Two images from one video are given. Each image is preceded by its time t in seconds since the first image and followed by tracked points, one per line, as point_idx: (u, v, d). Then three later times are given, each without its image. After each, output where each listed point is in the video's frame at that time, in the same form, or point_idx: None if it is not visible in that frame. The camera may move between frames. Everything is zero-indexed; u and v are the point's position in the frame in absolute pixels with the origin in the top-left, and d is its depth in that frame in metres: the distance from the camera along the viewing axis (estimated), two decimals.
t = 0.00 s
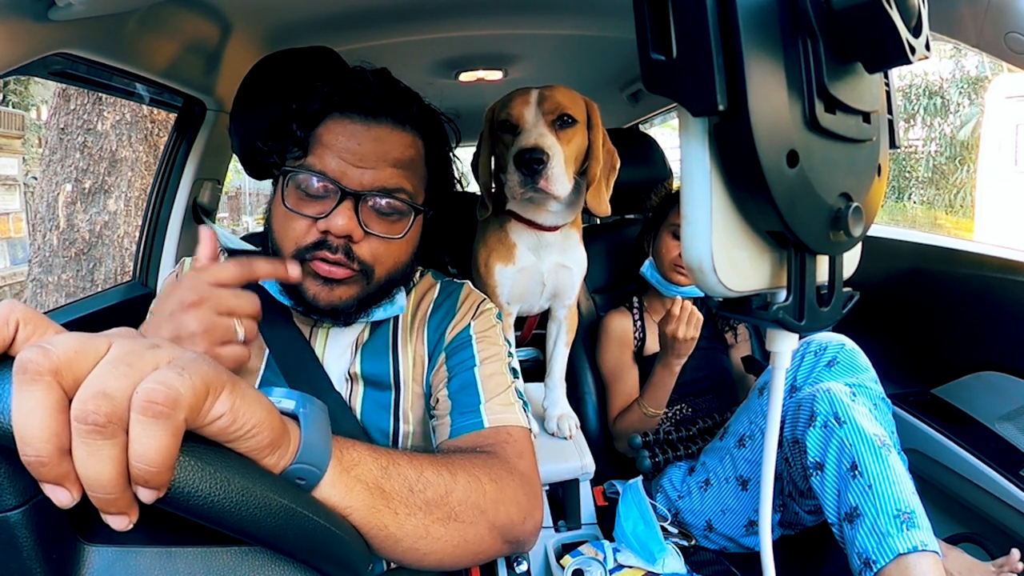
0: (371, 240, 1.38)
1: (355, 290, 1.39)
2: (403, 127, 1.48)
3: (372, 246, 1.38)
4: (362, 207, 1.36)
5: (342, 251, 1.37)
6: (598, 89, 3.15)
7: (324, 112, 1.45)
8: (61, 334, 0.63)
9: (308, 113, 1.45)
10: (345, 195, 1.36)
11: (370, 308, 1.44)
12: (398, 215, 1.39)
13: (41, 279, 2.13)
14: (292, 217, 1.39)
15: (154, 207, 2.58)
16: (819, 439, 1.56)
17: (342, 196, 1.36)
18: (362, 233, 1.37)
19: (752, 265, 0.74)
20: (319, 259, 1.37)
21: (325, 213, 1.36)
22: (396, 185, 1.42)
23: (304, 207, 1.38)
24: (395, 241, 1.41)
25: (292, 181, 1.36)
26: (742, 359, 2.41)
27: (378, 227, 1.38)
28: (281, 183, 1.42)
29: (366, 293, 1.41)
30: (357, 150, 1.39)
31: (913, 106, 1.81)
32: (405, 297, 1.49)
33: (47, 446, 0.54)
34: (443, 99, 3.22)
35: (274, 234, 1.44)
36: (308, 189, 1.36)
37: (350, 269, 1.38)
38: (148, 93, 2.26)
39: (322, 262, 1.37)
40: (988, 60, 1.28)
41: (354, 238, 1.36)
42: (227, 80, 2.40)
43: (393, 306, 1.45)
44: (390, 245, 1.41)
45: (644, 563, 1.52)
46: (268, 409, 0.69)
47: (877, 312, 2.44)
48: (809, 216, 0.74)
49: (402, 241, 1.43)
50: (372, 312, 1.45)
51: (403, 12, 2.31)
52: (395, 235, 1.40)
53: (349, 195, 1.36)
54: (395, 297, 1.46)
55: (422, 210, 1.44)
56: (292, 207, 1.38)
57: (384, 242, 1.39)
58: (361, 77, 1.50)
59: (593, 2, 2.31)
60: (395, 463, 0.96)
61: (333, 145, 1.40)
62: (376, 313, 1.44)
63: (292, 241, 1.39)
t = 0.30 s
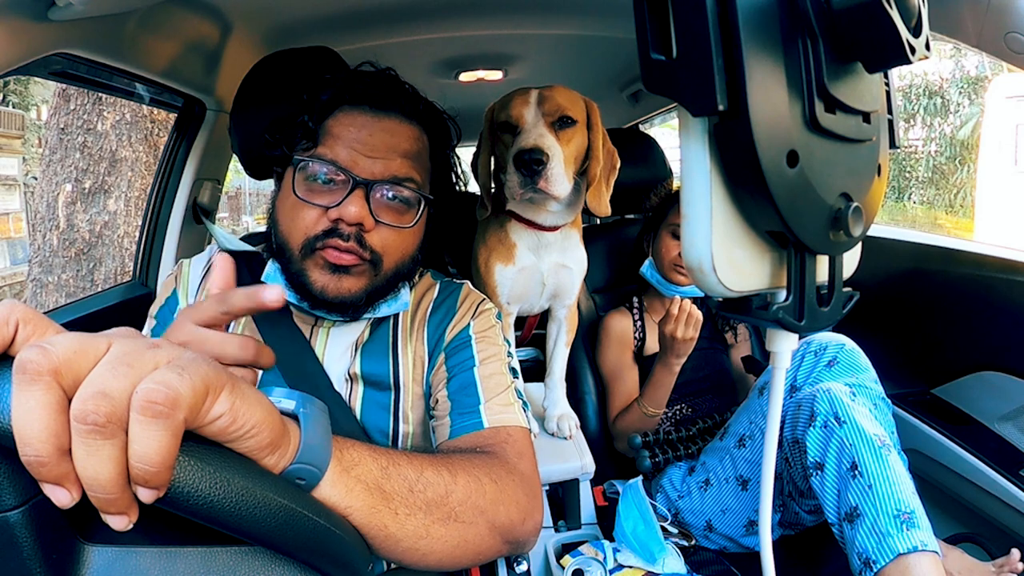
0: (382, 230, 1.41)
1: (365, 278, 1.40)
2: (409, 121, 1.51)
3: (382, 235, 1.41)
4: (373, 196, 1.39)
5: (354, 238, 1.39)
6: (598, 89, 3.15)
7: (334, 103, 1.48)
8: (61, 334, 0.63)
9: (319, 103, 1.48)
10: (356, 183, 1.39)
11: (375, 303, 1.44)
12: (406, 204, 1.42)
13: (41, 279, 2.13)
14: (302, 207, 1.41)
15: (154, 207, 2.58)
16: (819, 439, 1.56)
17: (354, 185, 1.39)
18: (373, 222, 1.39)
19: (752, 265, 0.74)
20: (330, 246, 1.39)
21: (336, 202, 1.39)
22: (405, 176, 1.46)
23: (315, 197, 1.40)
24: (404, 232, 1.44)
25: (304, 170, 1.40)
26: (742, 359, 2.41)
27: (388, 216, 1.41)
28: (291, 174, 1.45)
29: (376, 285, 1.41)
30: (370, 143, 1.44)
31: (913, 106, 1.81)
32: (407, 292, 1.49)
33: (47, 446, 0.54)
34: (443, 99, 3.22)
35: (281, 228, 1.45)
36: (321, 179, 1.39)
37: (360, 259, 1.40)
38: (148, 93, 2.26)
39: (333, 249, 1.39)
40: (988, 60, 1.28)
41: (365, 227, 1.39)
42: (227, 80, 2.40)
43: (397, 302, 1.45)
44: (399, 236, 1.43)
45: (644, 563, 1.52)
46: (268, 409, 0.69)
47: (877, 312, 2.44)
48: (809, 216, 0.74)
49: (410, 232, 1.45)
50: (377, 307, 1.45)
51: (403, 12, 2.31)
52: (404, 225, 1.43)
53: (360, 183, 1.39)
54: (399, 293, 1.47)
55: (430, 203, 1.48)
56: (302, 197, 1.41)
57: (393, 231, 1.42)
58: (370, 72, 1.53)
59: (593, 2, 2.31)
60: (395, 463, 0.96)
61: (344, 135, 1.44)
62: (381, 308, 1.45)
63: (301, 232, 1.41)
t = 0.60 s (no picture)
0: (385, 217, 1.43)
1: (370, 266, 1.42)
2: (413, 117, 1.53)
3: (386, 222, 1.43)
4: (377, 183, 1.42)
5: (358, 225, 1.42)
6: (598, 89, 3.15)
7: (340, 96, 1.50)
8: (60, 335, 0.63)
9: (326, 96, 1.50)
10: (361, 171, 1.42)
11: (378, 295, 1.46)
12: (409, 192, 1.44)
13: (41, 279, 2.13)
14: (307, 194, 1.44)
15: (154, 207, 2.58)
16: (819, 439, 1.56)
17: (358, 172, 1.41)
18: (377, 208, 1.42)
19: (752, 265, 0.74)
20: (335, 234, 1.42)
21: (341, 189, 1.42)
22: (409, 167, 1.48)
23: (320, 185, 1.43)
24: (408, 219, 1.46)
25: (310, 158, 1.42)
26: (742, 359, 2.41)
27: (391, 204, 1.44)
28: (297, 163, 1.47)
29: (380, 274, 1.43)
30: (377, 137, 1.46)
31: (913, 106, 1.81)
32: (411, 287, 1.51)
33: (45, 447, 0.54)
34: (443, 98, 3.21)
35: (287, 217, 1.48)
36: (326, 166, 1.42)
37: (364, 246, 1.42)
38: (148, 93, 2.25)
39: (338, 237, 1.42)
40: (988, 60, 1.28)
41: (369, 213, 1.41)
42: (227, 80, 2.40)
43: (400, 295, 1.47)
44: (402, 224, 1.46)
45: (644, 563, 1.52)
46: (268, 409, 0.69)
47: (877, 312, 2.44)
48: (809, 216, 0.74)
49: (413, 221, 1.48)
50: (380, 300, 1.47)
51: (403, 12, 2.31)
52: (407, 213, 1.46)
53: (365, 171, 1.42)
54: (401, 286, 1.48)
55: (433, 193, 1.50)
56: (308, 184, 1.43)
57: (397, 218, 1.44)
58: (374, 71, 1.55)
59: (593, 2, 2.31)
60: (395, 462, 0.96)
61: (350, 127, 1.46)
62: (383, 302, 1.46)
63: (306, 219, 1.44)
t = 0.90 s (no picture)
0: (382, 213, 1.45)
1: (369, 261, 1.44)
2: (406, 114, 1.54)
3: (383, 218, 1.46)
4: (372, 180, 1.44)
5: (356, 222, 1.43)
6: (598, 89, 3.15)
7: (333, 96, 1.52)
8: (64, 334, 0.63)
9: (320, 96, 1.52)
10: (355, 168, 1.44)
11: (378, 291, 1.47)
12: (404, 188, 1.47)
13: (41, 280, 2.13)
14: (303, 193, 1.46)
15: (154, 207, 2.58)
16: (819, 439, 1.56)
17: (353, 170, 1.43)
18: (373, 205, 1.44)
19: (752, 265, 0.74)
20: (333, 231, 1.43)
21: (336, 186, 1.44)
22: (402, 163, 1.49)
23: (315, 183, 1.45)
24: (405, 215, 1.49)
25: (305, 158, 1.45)
26: (742, 359, 2.41)
27: (387, 200, 1.46)
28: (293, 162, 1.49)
29: (380, 269, 1.46)
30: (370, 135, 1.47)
31: (913, 106, 1.81)
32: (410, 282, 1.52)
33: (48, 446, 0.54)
34: (443, 98, 3.22)
35: (284, 216, 1.50)
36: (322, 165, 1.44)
37: (363, 242, 1.44)
38: (148, 93, 2.25)
39: (336, 234, 1.44)
40: (988, 61, 1.28)
41: (365, 210, 1.43)
42: (227, 80, 2.40)
43: (399, 291, 1.48)
44: (400, 219, 1.48)
45: (644, 563, 1.53)
46: (267, 408, 0.69)
47: (877, 312, 2.44)
48: (809, 216, 0.74)
49: (410, 216, 1.51)
50: (380, 295, 1.48)
51: (403, 12, 2.31)
52: (403, 208, 1.48)
53: (359, 168, 1.44)
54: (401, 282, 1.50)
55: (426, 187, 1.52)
56: (304, 183, 1.45)
57: (393, 214, 1.47)
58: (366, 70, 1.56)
59: (593, 2, 2.31)
60: (396, 459, 0.96)
61: (343, 126, 1.48)
62: (383, 296, 1.47)
63: (303, 217, 1.46)
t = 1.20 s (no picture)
0: (358, 202, 1.47)
1: (346, 249, 1.47)
2: (378, 104, 1.57)
3: (359, 207, 1.47)
4: (346, 170, 1.46)
5: (330, 211, 1.45)
6: (598, 89, 3.16)
7: (306, 91, 1.55)
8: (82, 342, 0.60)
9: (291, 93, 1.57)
10: (330, 160, 1.46)
11: (361, 283, 1.50)
12: (381, 178, 1.48)
13: (41, 279, 2.13)
14: (281, 186, 1.48)
15: (154, 207, 2.58)
16: (819, 439, 1.56)
17: (327, 161, 1.46)
18: (348, 194, 1.46)
19: (752, 265, 0.74)
20: (309, 220, 1.45)
21: (312, 178, 1.46)
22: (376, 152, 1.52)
23: (292, 177, 1.48)
24: (381, 202, 1.50)
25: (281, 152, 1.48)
26: (742, 359, 2.41)
27: (362, 189, 1.47)
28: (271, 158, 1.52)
29: (358, 258, 1.48)
30: (342, 127, 1.51)
31: (913, 106, 1.82)
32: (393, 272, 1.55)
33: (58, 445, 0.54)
34: (443, 98, 3.22)
35: (265, 211, 1.53)
36: (297, 159, 1.47)
37: (339, 231, 1.46)
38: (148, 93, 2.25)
39: (312, 223, 1.46)
40: (988, 61, 1.28)
41: (340, 199, 1.45)
42: (227, 80, 2.40)
43: (383, 283, 1.50)
44: (377, 207, 1.50)
45: (644, 563, 1.53)
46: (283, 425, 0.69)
47: (877, 312, 2.44)
48: (809, 216, 0.74)
49: (388, 204, 1.52)
50: (364, 286, 1.50)
51: (404, 12, 2.31)
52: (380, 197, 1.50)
53: (333, 159, 1.46)
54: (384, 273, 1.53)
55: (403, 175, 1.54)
56: (281, 177, 1.48)
57: (369, 203, 1.48)
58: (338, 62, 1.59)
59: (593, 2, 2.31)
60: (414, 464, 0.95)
61: (317, 121, 1.51)
62: (367, 287, 1.50)
63: (282, 210, 1.49)
